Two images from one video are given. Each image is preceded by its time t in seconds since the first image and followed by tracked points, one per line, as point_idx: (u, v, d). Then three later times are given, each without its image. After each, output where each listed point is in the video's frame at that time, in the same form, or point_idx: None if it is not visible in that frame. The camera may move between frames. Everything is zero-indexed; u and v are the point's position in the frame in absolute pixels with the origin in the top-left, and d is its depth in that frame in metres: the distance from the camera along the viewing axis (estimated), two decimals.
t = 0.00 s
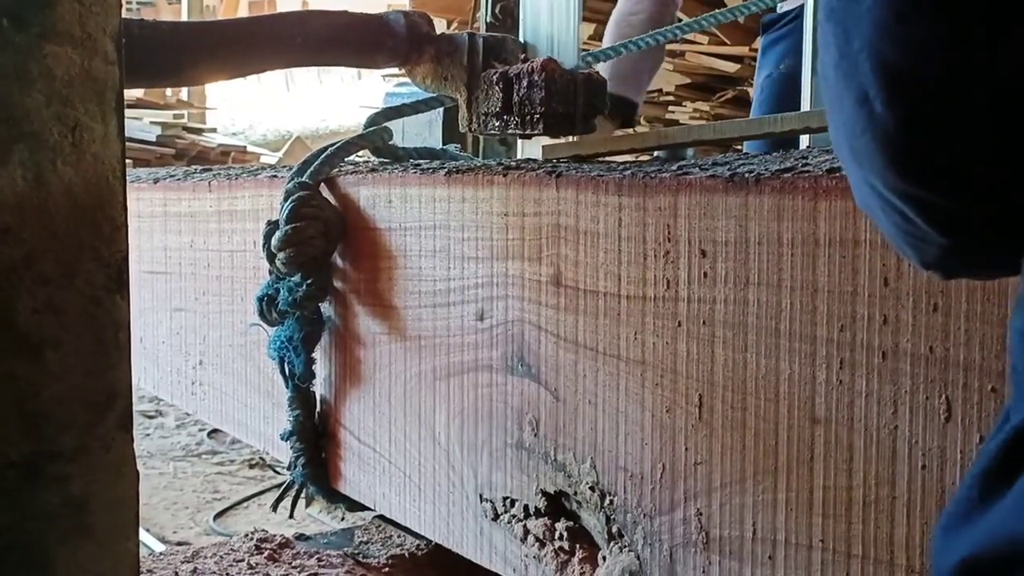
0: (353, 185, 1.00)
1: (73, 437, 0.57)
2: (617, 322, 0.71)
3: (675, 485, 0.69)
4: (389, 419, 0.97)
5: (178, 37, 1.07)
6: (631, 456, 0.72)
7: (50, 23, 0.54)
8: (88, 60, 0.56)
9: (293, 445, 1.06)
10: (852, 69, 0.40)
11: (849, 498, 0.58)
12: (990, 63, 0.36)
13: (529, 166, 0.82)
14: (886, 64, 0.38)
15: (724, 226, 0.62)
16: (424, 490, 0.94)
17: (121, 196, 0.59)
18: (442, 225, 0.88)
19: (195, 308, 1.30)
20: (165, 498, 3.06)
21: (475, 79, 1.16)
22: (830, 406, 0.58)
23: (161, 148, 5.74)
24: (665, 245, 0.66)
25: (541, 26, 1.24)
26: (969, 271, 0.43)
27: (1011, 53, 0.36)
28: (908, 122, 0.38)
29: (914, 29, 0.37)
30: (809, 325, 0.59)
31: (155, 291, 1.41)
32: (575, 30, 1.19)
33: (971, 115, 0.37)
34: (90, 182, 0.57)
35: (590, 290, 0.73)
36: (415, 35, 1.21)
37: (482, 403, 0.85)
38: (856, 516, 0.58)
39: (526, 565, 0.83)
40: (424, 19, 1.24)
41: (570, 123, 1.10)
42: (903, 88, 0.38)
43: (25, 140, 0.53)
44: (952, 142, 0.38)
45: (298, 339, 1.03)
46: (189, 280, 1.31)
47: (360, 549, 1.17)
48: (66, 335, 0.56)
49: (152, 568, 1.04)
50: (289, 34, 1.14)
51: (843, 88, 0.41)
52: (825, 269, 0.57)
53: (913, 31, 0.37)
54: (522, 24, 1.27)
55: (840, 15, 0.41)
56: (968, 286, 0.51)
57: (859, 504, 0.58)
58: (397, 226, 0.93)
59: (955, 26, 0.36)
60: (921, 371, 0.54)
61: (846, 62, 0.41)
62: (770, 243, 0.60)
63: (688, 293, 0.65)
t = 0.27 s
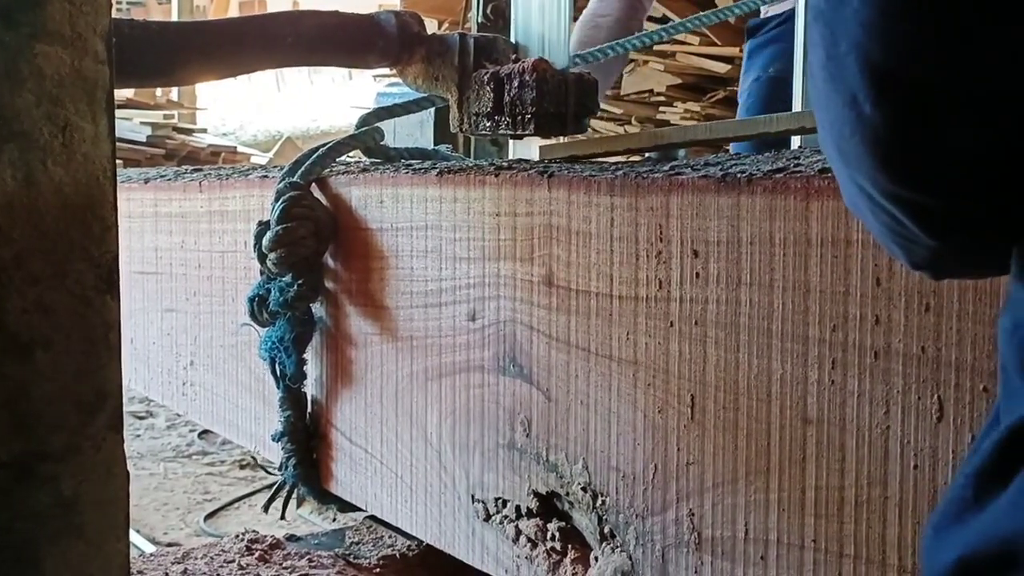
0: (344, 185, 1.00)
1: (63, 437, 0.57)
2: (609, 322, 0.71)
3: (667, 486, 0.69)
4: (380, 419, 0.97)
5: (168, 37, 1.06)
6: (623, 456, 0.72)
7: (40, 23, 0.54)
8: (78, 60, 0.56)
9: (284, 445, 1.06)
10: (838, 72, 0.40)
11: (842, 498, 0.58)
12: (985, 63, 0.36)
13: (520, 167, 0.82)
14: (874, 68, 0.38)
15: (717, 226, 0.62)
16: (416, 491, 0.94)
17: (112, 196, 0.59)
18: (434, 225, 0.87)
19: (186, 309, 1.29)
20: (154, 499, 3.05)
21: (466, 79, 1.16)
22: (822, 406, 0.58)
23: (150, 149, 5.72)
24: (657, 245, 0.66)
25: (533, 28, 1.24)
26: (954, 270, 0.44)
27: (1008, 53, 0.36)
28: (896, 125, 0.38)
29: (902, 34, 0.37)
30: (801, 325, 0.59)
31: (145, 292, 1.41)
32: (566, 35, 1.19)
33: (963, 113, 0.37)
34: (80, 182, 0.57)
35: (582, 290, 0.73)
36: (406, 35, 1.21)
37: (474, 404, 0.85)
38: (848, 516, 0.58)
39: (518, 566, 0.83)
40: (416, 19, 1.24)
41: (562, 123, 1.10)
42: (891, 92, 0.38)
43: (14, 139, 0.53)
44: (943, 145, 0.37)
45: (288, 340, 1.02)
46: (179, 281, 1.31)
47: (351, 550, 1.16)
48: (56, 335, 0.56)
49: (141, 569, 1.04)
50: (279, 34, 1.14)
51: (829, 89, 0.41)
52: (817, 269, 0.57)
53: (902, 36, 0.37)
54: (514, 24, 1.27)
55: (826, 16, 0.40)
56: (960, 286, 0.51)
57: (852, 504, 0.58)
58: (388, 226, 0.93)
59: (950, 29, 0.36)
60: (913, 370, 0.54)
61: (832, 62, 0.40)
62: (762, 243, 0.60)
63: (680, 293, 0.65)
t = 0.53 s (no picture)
0: (333, 185, 1.00)
1: (52, 439, 0.57)
2: (599, 322, 0.71)
3: (657, 486, 0.69)
4: (370, 420, 0.97)
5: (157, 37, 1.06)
6: (613, 456, 0.72)
7: (27, 22, 0.54)
8: (66, 59, 0.56)
9: (274, 446, 1.05)
10: (820, 72, 0.38)
11: (832, 498, 0.58)
12: (982, 63, 0.34)
13: (511, 167, 0.82)
14: (855, 67, 0.36)
15: (707, 226, 0.63)
16: (406, 491, 0.94)
17: (100, 196, 0.59)
18: (424, 225, 0.87)
19: (174, 309, 1.29)
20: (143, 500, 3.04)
21: (456, 79, 1.16)
22: (812, 405, 0.58)
23: (139, 149, 5.70)
24: (647, 245, 0.66)
25: (523, 28, 1.24)
26: (944, 271, 0.41)
27: (1003, 51, 0.33)
28: (880, 125, 0.36)
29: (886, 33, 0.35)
30: (791, 325, 0.59)
31: (134, 292, 1.40)
32: (557, 37, 1.19)
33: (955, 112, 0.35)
34: (68, 182, 0.56)
35: (572, 291, 0.73)
36: (395, 35, 1.21)
37: (464, 404, 0.85)
38: (838, 516, 0.58)
39: (507, 567, 0.83)
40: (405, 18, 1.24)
41: (551, 123, 1.11)
42: (874, 92, 0.36)
43: (2, 139, 0.53)
44: (930, 145, 0.35)
45: (278, 340, 1.02)
46: (168, 281, 1.30)
47: (341, 551, 1.16)
48: (44, 335, 0.56)
49: (130, 570, 1.04)
50: (269, 33, 1.14)
51: (813, 89, 0.39)
52: (807, 269, 0.58)
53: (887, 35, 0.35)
54: (504, 25, 1.27)
55: (808, 15, 0.38)
56: (950, 286, 0.51)
57: (842, 503, 0.58)
58: (378, 226, 0.93)
59: (940, 27, 0.34)
60: (903, 370, 0.54)
61: (814, 62, 0.38)
62: (753, 243, 0.60)
63: (671, 293, 0.65)
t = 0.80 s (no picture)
0: (325, 185, 1.00)
1: (41, 439, 0.57)
2: (589, 322, 0.71)
3: (647, 485, 0.69)
4: (362, 419, 0.97)
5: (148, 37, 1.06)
6: (603, 456, 0.72)
7: (16, 21, 0.54)
8: (56, 58, 0.56)
9: (265, 446, 1.05)
10: (822, 76, 0.36)
11: (821, 497, 0.58)
12: (983, 62, 0.32)
13: (501, 167, 0.82)
14: (861, 71, 0.34)
15: (697, 226, 0.63)
16: (397, 491, 0.94)
17: (90, 195, 0.59)
18: (415, 225, 0.87)
19: (166, 309, 1.29)
20: (136, 501, 3.03)
21: (447, 79, 1.17)
22: (801, 404, 0.59)
23: (132, 149, 5.69)
24: (637, 244, 0.67)
25: (513, 27, 1.24)
26: (941, 271, 0.40)
27: (1008, 50, 0.32)
28: (885, 129, 0.34)
29: (892, 34, 0.33)
30: (780, 325, 0.59)
31: (125, 293, 1.40)
32: (547, 36, 1.19)
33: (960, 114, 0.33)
34: (58, 182, 0.56)
35: (562, 290, 0.73)
36: (386, 35, 1.22)
37: (455, 404, 0.85)
38: (827, 515, 0.58)
39: (498, 566, 0.83)
40: (396, 19, 1.24)
41: (542, 123, 1.11)
42: (880, 95, 0.34)
43: None
44: (933, 147, 0.34)
45: (269, 341, 1.02)
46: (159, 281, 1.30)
47: (332, 551, 1.16)
48: (34, 335, 0.56)
49: (121, 571, 1.04)
50: (260, 33, 1.14)
51: (813, 93, 0.37)
52: (796, 269, 0.58)
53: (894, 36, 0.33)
54: (495, 22, 1.27)
55: (809, 19, 0.36)
56: (938, 285, 0.51)
57: (831, 503, 0.58)
58: (369, 226, 0.93)
59: (943, 27, 0.32)
60: (892, 370, 0.54)
61: (815, 65, 0.36)
62: (742, 243, 0.60)
63: (660, 293, 0.66)
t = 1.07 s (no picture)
0: (322, 186, 1.00)
1: (39, 439, 0.57)
2: (586, 323, 0.71)
3: (644, 486, 0.69)
4: (359, 420, 0.97)
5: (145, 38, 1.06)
6: (600, 456, 0.72)
7: (15, 22, 0.54)
8: (54, 59, 0.56)
9: (263, 447, 1.06)
10: (822, 78, 0.36)
11: (818, 498, 0.58)
12: (983, 63, 0.32)
13: (498, 168, 0.82)
14: (861, 73, 0.34)
15: (694, 227, 0.63)
16: (394, 492, 0.94)
17: (88, 196, 0.59)
18: (412, 226, 0.87)
19: (163, 311, 1.29)
20: (133, 502, 3.03)
21: (444, 80, 1.17)
22: (798, 405, 0.59)
23: (128, 150, 5.68)
24: (635, 245, 0.67)
25: (510, 28, 1.24)
26: (939, 272, 0.40)
27: (1008, 52, 0.32)
28: (885, 131, 0.34)
29: (893, 36, 0.33)
30: (777, 325, 0.59)
31: (122, 294, 1.40)
32: (544, 35, 1.20)
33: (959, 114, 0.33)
34: (56, 183, 0.56)
35: (559, 291, 0.73)
36: (384, 36, 1.22)
37: (452, 404, 0.85)
38: (824, 516, 0.58)
39: (496, 567, 0.83)
40: (395, 20, 1.24)
41: (539, 124, 1.12)
42: (880, 97, 0.34)
43: None
44: (933, 148, 0.34)
45: (266, 341, 1.02)
46: (156, 282, 1.30)
47: (330, 552, 1.16)
48: (32, 336, 0.56)
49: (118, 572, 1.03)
50: (257, 34, 1.14)
51: (814, 94, 0.37)
52: (793, 270, 0.58)
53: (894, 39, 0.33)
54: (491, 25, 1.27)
55: (810, 21, 0.36)
56: (935, 286, 0.52)
57: (827, 503, 0.58)
58: (366, 227, 0.93)
59: (943, 28, 0.32)
60: (888, 370, 0.54)
61: (816, 67, 0.36)
62: (739, 244, 0.60)
63: (657, 294, 0.66)
